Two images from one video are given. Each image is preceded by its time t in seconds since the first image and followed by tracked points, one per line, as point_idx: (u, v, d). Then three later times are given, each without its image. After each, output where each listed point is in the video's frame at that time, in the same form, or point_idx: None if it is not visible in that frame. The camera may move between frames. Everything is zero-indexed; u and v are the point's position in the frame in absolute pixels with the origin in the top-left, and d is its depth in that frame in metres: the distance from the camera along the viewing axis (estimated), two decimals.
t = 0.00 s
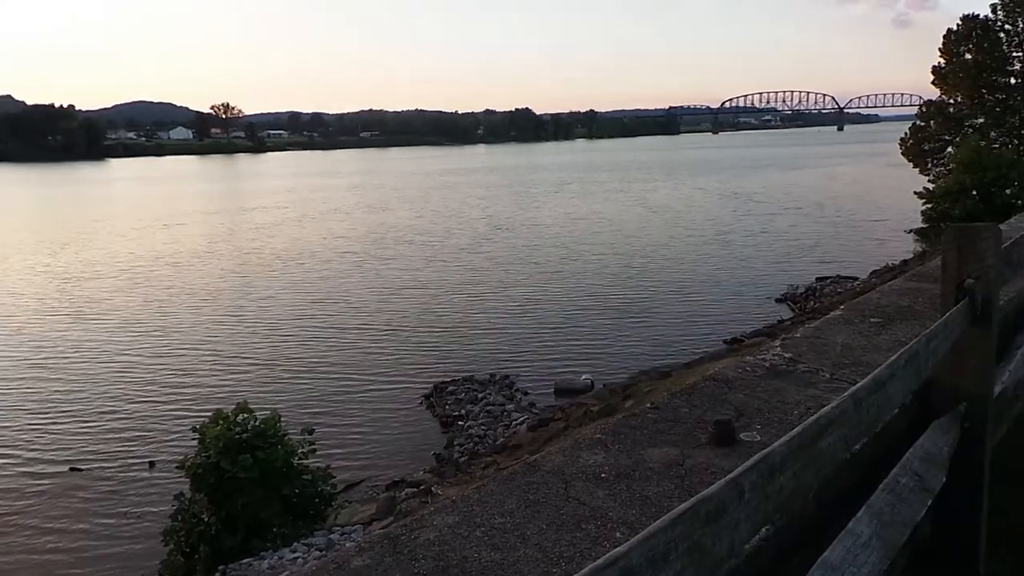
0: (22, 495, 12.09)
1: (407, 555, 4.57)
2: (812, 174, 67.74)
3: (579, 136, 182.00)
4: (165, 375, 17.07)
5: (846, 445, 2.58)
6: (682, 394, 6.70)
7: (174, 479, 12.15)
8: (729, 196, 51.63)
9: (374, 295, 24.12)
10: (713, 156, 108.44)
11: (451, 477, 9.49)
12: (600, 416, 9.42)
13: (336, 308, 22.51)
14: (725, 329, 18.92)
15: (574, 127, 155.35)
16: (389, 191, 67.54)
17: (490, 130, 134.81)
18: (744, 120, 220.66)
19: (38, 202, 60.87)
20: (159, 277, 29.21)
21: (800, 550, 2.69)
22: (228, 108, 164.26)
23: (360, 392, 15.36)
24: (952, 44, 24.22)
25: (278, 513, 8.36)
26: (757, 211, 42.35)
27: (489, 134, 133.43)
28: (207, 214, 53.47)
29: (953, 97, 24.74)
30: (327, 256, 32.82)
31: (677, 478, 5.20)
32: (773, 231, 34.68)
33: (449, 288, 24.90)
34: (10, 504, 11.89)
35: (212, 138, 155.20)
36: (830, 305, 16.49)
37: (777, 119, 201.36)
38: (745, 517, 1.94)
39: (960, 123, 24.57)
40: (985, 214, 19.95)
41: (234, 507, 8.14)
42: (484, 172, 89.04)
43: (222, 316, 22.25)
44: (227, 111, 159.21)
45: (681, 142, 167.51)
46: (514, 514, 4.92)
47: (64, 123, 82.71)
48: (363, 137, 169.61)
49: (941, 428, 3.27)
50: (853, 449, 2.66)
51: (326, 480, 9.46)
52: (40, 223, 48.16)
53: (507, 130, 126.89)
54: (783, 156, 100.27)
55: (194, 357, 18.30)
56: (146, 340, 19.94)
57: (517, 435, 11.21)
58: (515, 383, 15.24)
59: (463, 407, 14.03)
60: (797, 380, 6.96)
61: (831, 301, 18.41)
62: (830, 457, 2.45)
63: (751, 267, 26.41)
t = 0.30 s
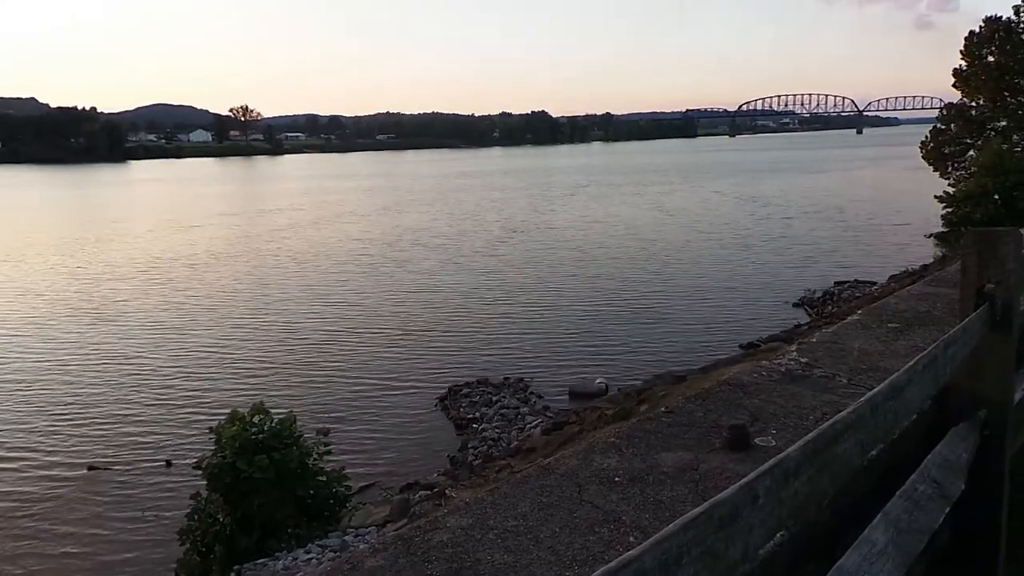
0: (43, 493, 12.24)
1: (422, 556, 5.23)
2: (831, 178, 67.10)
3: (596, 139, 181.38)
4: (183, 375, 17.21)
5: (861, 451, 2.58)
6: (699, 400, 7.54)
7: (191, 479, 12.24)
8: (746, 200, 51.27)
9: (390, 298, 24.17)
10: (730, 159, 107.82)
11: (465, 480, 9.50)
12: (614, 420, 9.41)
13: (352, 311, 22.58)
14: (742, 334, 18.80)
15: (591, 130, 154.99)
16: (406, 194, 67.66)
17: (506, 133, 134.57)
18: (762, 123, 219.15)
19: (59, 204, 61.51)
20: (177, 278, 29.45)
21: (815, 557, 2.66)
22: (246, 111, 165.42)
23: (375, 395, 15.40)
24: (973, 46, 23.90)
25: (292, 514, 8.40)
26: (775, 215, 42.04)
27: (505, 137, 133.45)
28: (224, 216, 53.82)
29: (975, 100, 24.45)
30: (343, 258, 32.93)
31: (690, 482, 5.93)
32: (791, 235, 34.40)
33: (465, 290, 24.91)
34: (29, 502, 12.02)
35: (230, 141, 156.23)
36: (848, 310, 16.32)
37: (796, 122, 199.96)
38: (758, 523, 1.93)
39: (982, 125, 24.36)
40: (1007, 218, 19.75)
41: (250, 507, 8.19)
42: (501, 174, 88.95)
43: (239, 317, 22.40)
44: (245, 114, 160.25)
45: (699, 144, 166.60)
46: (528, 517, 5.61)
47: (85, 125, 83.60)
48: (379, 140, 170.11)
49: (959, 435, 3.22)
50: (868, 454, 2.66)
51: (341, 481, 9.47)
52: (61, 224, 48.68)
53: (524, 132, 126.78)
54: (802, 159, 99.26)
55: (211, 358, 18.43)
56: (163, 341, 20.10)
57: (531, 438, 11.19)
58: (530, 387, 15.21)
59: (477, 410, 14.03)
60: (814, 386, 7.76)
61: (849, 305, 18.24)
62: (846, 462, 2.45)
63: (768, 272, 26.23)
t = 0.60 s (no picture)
0: (52, 494, 12.31)
1: (429, 560, 5.31)
2: (843, 185, 66.79)
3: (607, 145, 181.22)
4: (192, 378, 17.30)
5: (869, 459, 2.60)
6: (707, 406, 7.84)
7: (199, 481, 12.29)
8: (757, 207, 51.07)
9: (399, 302, 24.22)
10: (741, 166, 107.41)
11: (472, 485, 9.50)
12: (621, 427, 9.41)
13: (361, 315, 22.63)
14: (752, 341, 18.74)
15: (601, 136, 154.93)
16: (415, 198, 67.69)
17: (517, 138, 134.65)
18: (773, 130, 218.61)
19: (71, 206, 61.93)
20: (188, 281, 29.59)
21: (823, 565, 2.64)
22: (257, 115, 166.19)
23: (383, 398, 15.43)
24: (988, 53, 23.81)
25: (299, 518, 8.41)
26: (786, 222, 41.86)
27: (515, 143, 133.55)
28: (235, 219, 54.06)
29: (989, 108, 24.31)
30: (353, 262, 33.03)
31: (697, 488, 6.09)
32: (802, 242, 34.27)
33: (474, 296, 24.91)
34: (38, 502, 12.08)
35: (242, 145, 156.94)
36: (858, 318, 16.23)
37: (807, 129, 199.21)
38: (764, 529, 1.94)
39: (996, 133, 24.19)
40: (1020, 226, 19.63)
41: (257, 511, 8.22)
42: (511, 180, 89.00)
43: (248, 320, 22.50)
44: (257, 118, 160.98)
45: (710, 151, 166.20)
46: (533, 522, 5.72)
47: (98, 128, 84.22)
48: (390, 145, 170.62)
49: (970, 444, 3.19)
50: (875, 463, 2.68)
51: (348, 485, 9.45)
52: (73, 226, 49.00)
53: (534, 138, 126.66)
54: (813, 166, 98.76)
55: (221, 361, 18.51)
56: (173, 344, 20.20)
57: (538, 444, 11.17)
58: (537, 392, 15.22)
59: (485, 415, 14.04)
60: (824, 393, 8.11)
61: (859, 314, 18.17)
62: (853, 470, 2.46)
63: (778, 279, 26.13)
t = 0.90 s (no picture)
0: (58, 497, 12.35)
1: (433, 563, 5.34)
2: (850, 189, 66.58)
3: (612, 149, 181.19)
4: (198, 382, 17.35)
5: (874, 464, 2.64)
6: (713, 410, 7.88)
7: (204, 485, 12.32)
8: (763, 211, 50.93)
9: (404, 306, 24.24)
10: (747, 170, 107.19)
11: (478, 489, 9.47)
12: (626, 431, 9.39)
13: (367, 319, 22.65)
14: (758, 345, 18.69)
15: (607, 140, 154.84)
16: (420, 202, 67.73)
17: (522, 143, 134.72)
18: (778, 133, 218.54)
19: (78, 211, 62.18)
20: (193, 285, 29.68)
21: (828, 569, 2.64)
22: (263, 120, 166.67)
23: (388, 402, 15.45)
24: (995, 56, 23.68)
25: (304, 521, 8.40)
26: (792, 226, 41.74)
27: (520, 147, 133.60)
28: (241, 223, 54.19)
29: (996, 111, 24.18)
30: (358, 266, 33.09)
31: (703, 492, 6.12)
32: (808, 246, 34.20)
33: (479, 300, 24.89)
34: (44, 506, 12.11)
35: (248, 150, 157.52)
36: (865, 322, 16.17)
37: (813, 133, 198.79)
38: (769, 534, 1.96)
39: (1003, 137, 24.03)
40: None
41: (263, 514, 8.24)
42: (516, 184, 89.05)
43: (254, 324, 22.54)
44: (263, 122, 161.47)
45: (716, 155, 166.01)
46: (539, 526, 5.74)
47: (105, 133, 84.58)
48: (396, 150, 170.89)
49: (979, 449, 3.18)
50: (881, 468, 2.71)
51: (354, 489, 9.45)
52: (81, 231, 49.20)
53: (539, 143, 126.68)
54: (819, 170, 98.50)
55: (227, 365, 18.57)
56: (179, 348, 20.26)
57: (543, 448, 11.15)
58: (543, 396, 15.21)
59: (490, 419, 14.03)
60: (831, 397, 8.16)
61: (866, 317, 18.10)
62: (857, 475, 2.49)
63: (784, 283, 26.07)
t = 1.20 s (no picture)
0: (67, 492, 12.45)
1: (438, 562, 5.38)
2: (860, 192, 66.31)
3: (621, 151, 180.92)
4: (206, 380, 17.44)
5: (882, 468, 2.69)
6: (721, 412, 7.88)
7: (212, 482, 12.40)
8: (772, 213, 50.74)
9: (411, 306, 24.29)
10: (757, 172, 106.71)
11: (484, 489, 9.46)
12: (633, 433, 9.39)
13: (374, 319, 22.70)
14: (766, 349, 18.64)
15: (616, 141, 154.67)
16: (429, 203, 67.76)
17: (531, 144, 134.65)
18: (788, 136, 217.77)
19: (89, 209, 62.55)
20: (202, 284, 29.82)
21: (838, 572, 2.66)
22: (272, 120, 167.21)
23: (395, 402, 15.49)
24: (1007, 59, 23.42)
25: (310, 520, 8.43)
26: (801, 229, 41.55)
27: (529, 148, 133.50)
28: (251, 223, 54.34)
29: (1008, 114, 24.05)
30: (366, 266, 33.17)
31: (709, 495, 6.13)
32: (817, 250, 34.07)
33: (486, 301, 24.87)
34: (52, 503, 12.17)
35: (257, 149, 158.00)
36: (874, 326, 16.05)
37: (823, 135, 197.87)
38: (775, 539, 2.02)
39: (1015, 140, 23.95)
40: None
41: (270, 512, 8.29)
42: (525, 185, 89.02)
43: (262, 324, 22.64)
44: (273, 122, 162.01)
45: (725, 157, 165.53)
46: (544, 526, 5.75)
47: (116, 131, 85.03)
48: (405, 151, 171.10)
49: (989, 454, 3.17)
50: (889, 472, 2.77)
51: (359, 489, 9.43)
52: (92, 229, 49.47)
53: (547, 145, 126.55)
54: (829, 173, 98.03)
55: (235, 364, 18.66)
56: (187, 346, 20.38)
57: (550, 449, 11.15)
58: (549, 397, 15.22)
59: (496, 420, 14.04)
60: (839, 401, 8.10)
61: (875, 322, 17.98)
62: (864, 479, 2.55)
63: (792, 287, 25.99)
